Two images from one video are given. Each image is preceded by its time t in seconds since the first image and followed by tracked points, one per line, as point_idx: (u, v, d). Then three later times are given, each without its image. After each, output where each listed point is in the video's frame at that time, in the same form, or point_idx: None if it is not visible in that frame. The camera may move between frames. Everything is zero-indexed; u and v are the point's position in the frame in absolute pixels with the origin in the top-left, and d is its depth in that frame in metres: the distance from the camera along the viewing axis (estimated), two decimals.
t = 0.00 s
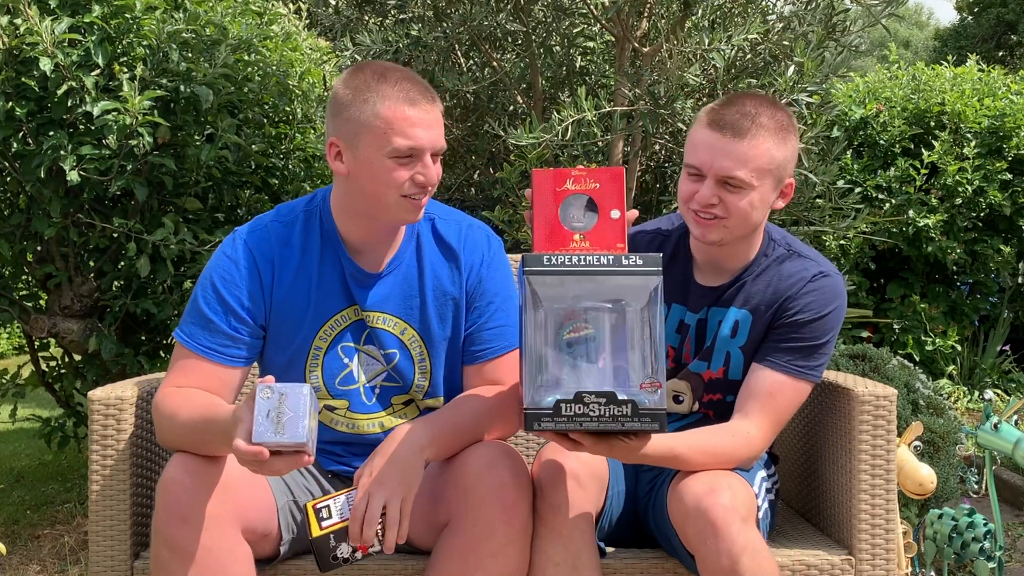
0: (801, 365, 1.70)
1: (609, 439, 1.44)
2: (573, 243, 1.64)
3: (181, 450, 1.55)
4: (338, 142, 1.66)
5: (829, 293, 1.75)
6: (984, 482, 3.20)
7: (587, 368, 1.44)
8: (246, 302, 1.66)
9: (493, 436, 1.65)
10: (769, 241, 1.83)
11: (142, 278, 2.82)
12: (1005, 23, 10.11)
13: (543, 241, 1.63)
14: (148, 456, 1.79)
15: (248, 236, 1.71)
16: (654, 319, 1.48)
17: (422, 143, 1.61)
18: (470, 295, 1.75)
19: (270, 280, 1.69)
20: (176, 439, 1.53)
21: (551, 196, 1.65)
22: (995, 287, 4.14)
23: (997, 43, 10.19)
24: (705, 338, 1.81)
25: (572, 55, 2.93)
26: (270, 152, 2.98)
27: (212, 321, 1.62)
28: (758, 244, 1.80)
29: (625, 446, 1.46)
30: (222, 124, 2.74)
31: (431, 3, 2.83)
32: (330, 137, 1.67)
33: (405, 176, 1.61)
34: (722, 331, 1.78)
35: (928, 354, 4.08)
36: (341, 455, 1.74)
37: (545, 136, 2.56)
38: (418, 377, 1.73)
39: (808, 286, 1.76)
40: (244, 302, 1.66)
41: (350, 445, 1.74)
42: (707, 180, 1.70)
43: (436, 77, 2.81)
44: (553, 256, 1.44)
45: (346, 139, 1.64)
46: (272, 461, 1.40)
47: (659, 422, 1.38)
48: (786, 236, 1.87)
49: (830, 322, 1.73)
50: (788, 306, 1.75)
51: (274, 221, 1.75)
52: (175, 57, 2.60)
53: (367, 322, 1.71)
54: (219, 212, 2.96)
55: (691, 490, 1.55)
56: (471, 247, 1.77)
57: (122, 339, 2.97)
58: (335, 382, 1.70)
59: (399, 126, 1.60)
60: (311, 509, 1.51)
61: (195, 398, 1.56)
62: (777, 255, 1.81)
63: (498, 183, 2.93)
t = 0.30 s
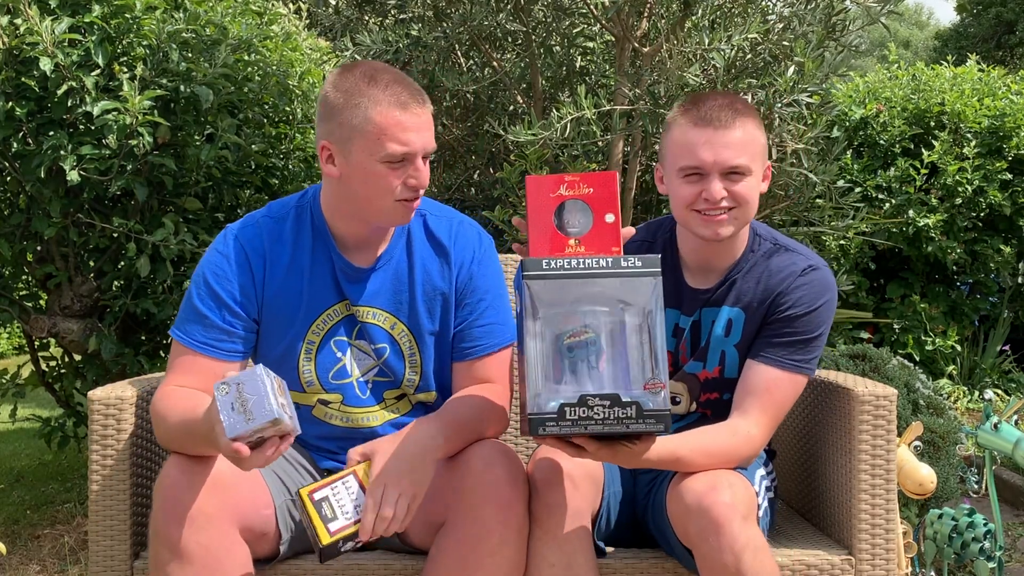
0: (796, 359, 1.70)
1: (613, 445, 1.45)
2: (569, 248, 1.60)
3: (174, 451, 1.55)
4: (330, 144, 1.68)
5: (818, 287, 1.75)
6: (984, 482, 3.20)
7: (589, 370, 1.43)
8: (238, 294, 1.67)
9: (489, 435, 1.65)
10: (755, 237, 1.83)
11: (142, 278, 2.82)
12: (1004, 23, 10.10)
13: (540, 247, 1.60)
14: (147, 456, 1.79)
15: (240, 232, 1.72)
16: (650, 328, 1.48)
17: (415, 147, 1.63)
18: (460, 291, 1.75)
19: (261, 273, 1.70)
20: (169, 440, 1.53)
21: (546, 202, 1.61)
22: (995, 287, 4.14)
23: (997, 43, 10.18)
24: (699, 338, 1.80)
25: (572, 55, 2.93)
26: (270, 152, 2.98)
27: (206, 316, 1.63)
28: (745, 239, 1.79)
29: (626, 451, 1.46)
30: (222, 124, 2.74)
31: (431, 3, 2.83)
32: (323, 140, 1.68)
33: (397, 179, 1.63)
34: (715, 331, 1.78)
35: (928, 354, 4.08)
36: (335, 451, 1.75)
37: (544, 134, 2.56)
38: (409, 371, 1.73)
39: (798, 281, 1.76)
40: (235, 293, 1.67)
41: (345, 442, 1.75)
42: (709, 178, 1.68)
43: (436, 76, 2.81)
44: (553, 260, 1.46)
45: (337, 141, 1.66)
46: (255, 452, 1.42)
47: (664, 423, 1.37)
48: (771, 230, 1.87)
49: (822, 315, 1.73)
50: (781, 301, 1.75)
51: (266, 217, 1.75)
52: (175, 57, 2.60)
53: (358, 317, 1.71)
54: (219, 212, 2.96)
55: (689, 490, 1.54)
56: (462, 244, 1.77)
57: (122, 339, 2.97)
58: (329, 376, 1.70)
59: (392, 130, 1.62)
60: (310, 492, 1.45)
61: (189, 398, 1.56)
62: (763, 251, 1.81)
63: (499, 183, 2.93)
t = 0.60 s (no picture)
0: (787, 352, 1.70)
1: (610, 452, 1.45)
2: (565, 256, 1.58)
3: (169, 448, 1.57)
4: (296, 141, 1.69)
5: (804, 278, 1.75)
6: (984, 482, 3.20)
7: (586, 381, 1.46)
8: (227, 284, 1.68)
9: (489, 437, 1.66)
10: (738, 233, 1.83)
11: (142, 278, 2.82)
12: (1004, 23, 10.09)
13: (536, 257, 1.57)
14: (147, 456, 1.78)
15: (231, 228, 1.74)
16: (648, 335, 1.49)
17: (363, 148, 1.59)
18: (448, 287, 1.74)
19: (249, 265, 1.70)
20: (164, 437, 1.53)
21: (539, 208, 1.59)
22: (994, 287, 4.14)
23: (997, 42, 10.16)
24: (690, 338, 1.80)
25: (572, 55, 2.93)
26: (270, 152, 2.97)
27: (198, 305, 1.65)
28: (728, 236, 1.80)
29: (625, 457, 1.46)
30: (222, 124, 2.75)
31: (431, 3, 2.83)
32: (292, 134, 1.70)
33: (346, 180, 1.60)
34: (705, 330, 1.78)
35: (928, 354, 4.08)
36: (328, 448, 1.73)
37: (545, 134, 2.56)
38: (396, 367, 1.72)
39: (784, 273, 1.76)
40: (223, 283, 1.68)
41: (340, 438, 1.73)
42: (682, 177, 1.68)
43: (436, 77, 2.81)
44: (547, 271, 1.44)
45: (300, 138, 1.66)
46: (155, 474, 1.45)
47: (662, 434, 1.38)
48: (756, 226, 1.87)
49: (810, 307, 1.74)
50: (768, 295, 1.75)
51: (255, 215, 1.77)
52: (175, 57, 2.60)
53: (346, 313, 1.70)
54: (219, 212, 2.95)
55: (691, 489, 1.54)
56: (451, 243, 1.78)
57: (122, 339, 2.97)
58: (320, 370, 1.68)
59: (339, 130, 1.59)
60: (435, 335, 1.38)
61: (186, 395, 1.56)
62: (748, 247, 1.81)
63: (499, 183, 2.93)
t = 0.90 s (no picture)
0: (783, 348, 1.70)
1: (614, 459, 1.46)
2: (573, 261, 1.52)
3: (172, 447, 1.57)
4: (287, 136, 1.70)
5: (797, 274, 1.76)
6: (984, 482, 3.20)
7: (593, 386, 1.46)
8: (220, 284, 1.68)
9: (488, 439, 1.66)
10: (730, 232, 1.83)
11: (142, 278, 2.82)
12: (1004, 24, 10.08)
13: (544, 262, 1.52)
14: (147, 456, 1.79)
15: (227, 230, 1.74)
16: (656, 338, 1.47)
17: (353, 135, 1.59)
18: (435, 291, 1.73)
19: (242, 266, 1.71)
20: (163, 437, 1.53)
21: (546, 213, 1.52)
22: (995, 287, 4.14)
23: (997, 43, 10.15)
24: (684, 336, 1.79)
25: (572, 55, 2.93)
26: (270, 152, 2.96)
27: (193, 306, 1.65)
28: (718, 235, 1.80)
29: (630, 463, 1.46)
30: (222, 124, 2.75)
31: (431, 3, 2.83)
32: (285, 131, 1.71)
33: (337, 168, 1.60)
34: (700, 328, 1.78)
35: (928, 354, 4.08)
36: (323, 449, 1.73)
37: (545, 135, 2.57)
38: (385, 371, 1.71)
39: (776, 270, 1.77)
40: (217, 285, 1.68)
41: (333, 439, 1.73)
42: (645, 184, 1.69)
43: (436, 77, 2.81)
44: (556, 278, 1.41)
45: (291, 133, 1.67)
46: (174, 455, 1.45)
47: (667, 442, 1.41)
48: (747, 224, 1.87)
49: (803, 302, 1.74)
50: (761, 292, 1.75)
51: (252, 216, 1.78)
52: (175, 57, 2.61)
53: (335, 316, 1.70)
54: (219, 212, 2.95)
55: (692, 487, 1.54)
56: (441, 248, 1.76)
57: (122, 339, 2.97)
58: (314, 370, 1.68)
59: (329, 118, 1.59)
60: (460, 273, 1.34)
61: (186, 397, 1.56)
62: (740, 246, 1.81)
63: (499, 183, 2.93)
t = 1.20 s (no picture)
0: (782, 345, 1.70)
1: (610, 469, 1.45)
2: (574, 276, 1.45)
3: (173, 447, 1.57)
4: (291, 137, 1.70)
5: (795, 271, 1.76)
6: (984, 482, 3.21)
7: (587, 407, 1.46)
8: (222, 286, 1.68)
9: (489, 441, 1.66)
10: (729, 229, 1.83)
11: (142, 278, 2.82)
12: (1004, 23, 10.07)
13: (546, 277, 1.44)
14: (147, 455, 1.79)
15: (229, 231, 1.74)
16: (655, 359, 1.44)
17: (360, 142, 1.59)
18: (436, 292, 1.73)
19: (245, 268, 1.70)
20: (160, 440, 1.53)
21: (548, 227, 1.44)
22: (995, 287, 4.14)
23: (997, 42, 10.14)
24: (682, 332, 1.80)
25: (572, 55, 2.93)
26: (270, 152, 2.97)
27: (195, 308, 1.65)
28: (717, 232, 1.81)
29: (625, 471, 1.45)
30: (222, 124, 2.75)
31: (431, 3, 2.83)
32: (288, 132, 1.71)
33: (343, 174, 1.60)
34: (698, 325, 1.78)
35: (928, 354, 4.08)
36: (324, 450, 1.73)
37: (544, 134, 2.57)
38: (387, 373, 1.72)
39: (774, 267, 1.77)
40: (218, 287, 1.68)
41: (334, 440, 1.73)
42: (633, 182, 1.71)
43: (436, 77, 2.81)
44: (553, 301, 1.38)
45: (296, 136, 1.67)
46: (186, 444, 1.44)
47: (658, 468, 1.42)
48: (746, 222, 1.88)
49: (802, 299, 1.74)
50: (760, 289, 1.76)
51: (254, 217, 1.77)
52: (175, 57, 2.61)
53: (337, 317, 1.70)
54: (219, 212, 2.95)
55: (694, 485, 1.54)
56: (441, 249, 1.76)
57: (122, 339, 2.97)
58: (315, 373, 1.68)
59: (336, 125, 1.59)
60: (468, 276, 1.36)
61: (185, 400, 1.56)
62: (739, 243, 1.81)
63: (499, 184, 2.93)
